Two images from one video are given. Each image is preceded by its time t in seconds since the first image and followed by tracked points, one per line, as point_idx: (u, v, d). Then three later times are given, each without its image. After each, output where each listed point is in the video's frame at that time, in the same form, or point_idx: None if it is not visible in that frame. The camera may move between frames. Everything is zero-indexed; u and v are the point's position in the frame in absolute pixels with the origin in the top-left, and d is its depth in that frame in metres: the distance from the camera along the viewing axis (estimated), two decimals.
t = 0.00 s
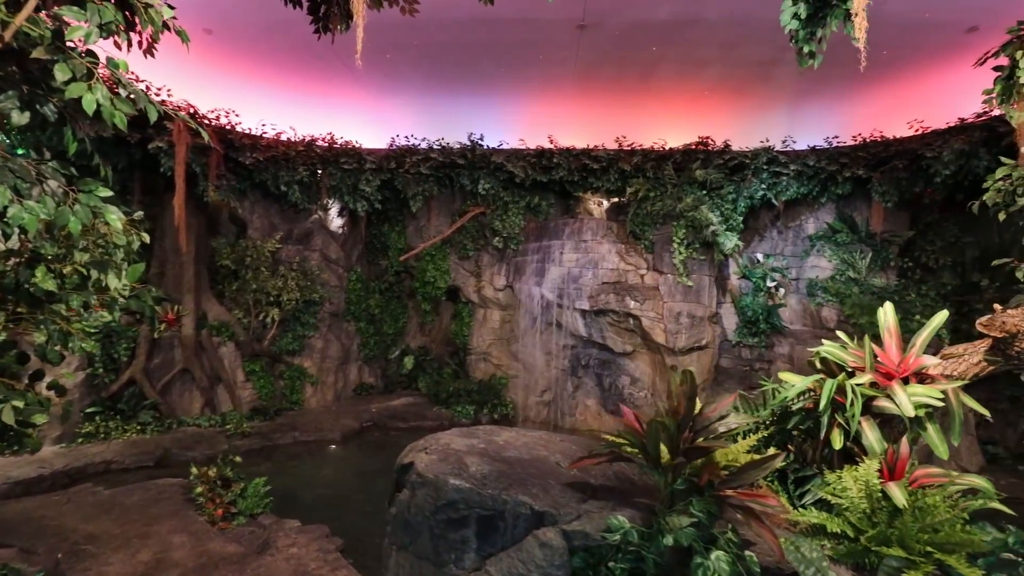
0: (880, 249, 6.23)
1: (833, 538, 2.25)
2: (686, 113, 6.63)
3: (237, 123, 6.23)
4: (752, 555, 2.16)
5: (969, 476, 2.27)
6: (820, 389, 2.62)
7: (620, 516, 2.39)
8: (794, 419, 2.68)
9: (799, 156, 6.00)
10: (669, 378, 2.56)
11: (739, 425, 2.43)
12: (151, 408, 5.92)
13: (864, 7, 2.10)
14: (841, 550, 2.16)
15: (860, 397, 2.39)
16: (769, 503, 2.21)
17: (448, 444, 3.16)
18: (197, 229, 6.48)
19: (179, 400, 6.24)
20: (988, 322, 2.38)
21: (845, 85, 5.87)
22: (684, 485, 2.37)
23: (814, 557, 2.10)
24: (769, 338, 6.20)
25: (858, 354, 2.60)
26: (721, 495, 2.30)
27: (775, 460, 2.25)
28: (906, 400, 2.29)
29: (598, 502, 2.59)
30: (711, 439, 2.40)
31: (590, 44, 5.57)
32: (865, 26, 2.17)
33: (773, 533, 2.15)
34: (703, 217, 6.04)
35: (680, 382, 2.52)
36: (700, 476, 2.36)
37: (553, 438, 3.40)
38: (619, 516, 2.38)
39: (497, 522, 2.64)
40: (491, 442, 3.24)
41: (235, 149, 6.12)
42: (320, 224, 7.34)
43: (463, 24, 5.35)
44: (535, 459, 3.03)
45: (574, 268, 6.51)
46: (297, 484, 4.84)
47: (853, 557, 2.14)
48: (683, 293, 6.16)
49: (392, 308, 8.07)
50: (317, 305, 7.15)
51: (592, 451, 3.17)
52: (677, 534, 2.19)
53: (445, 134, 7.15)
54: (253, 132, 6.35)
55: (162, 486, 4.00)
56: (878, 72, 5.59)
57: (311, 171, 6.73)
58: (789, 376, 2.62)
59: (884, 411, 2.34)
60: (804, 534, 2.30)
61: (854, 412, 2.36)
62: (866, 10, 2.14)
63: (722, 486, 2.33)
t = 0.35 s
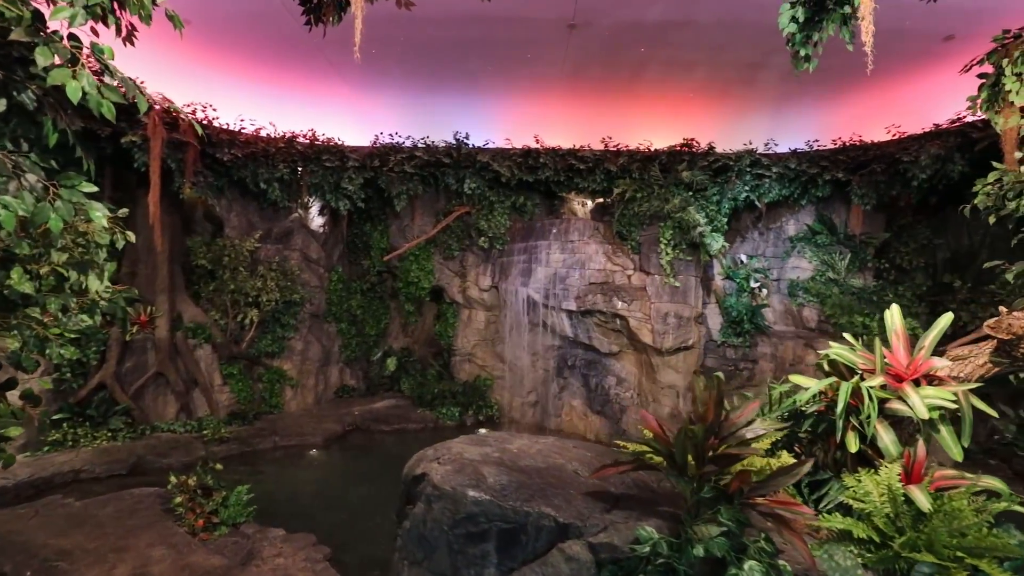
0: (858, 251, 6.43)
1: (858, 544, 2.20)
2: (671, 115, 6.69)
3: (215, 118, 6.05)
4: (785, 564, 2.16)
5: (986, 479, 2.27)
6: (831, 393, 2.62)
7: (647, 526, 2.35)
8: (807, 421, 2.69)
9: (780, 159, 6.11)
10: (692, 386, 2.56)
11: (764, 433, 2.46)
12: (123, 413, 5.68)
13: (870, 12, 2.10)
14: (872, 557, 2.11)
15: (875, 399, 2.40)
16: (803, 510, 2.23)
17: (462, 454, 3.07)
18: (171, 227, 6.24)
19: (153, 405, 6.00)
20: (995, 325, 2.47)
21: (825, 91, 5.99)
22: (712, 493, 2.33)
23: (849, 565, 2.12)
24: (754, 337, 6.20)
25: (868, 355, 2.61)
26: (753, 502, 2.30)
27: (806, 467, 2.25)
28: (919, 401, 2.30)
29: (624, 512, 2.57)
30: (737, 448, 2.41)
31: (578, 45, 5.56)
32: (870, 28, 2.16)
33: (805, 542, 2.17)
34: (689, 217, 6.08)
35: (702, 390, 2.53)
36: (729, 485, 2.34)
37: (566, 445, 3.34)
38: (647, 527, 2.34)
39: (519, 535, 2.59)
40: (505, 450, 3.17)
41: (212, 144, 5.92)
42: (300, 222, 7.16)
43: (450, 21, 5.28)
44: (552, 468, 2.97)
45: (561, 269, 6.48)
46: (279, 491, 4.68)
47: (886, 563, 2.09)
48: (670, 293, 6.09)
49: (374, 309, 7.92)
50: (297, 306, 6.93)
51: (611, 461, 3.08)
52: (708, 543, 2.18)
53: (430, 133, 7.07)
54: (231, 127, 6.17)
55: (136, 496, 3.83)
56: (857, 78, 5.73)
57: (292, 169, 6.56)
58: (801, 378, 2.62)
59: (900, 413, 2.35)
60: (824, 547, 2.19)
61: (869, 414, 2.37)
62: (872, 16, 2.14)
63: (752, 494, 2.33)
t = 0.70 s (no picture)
0: (840, 250, 6.52)
1: (889, 548, 2.19)
2: (658, 113, 6.70)
3: (193, 110, 5.85)
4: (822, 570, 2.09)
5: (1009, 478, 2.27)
6: (845, 391, 2.60)
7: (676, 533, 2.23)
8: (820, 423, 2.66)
9: (766, 158, 6.17)
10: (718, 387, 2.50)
11: (794, 435, 2.25)
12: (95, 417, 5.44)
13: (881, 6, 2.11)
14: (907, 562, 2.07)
15: (892, 397, 2.37)
16: (839, 517, 2.15)
17: (474, 459, 2.96)
18: (146, 223, 6.01)
19: (127, 409, 5.76)
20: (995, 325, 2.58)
21: (810, 91, 6.07)
22: (739, 498, 2.24)
23: (885, 569, 2.11)
24: (740, 335, 6.26)
25: (879, 355, 2.60)
26: (783, 507, 2.22)
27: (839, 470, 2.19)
28: (936, 400, 2.30)
29: (649, 519, 2.45)
30: (767, 451, 2.23)
31: (567, 41, 5.52)
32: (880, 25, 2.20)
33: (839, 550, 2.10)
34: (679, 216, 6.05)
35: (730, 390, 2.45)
36: (758, 489, 2.25)
37: (579, 448, 3.23)
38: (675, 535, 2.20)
39: (542, 545, 2.44)
40: (518, 453, 3.07)
41: (189, 138, 5.71)
42: (282, 219, 6.97)
43: (439, 15, 5.18)
44: (569, 473, 2.84)
45: (549, 267, 6.43)
46: (261, 497, 4.52)
47: (921, 567, 2.05)
48: (659, 292, 6.04)
49: (357, 309, 7.77)
50: (279, 305, 6.71)
51: (630, 466, 2.96)
52: (739, 549, 2.10)
53: (416, 128, 6.96)
54: (210, 120, 5.97)
55: (111, 505, 3.65)
56: (842, 80, 5.80)
57: (273, 163, 6.38)
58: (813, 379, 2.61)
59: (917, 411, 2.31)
60: (855, 550, 2.20)
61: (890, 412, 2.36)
62: (881, 10, 2.15)
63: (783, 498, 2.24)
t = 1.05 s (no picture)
0: (823, 250, 6.61)
1: (920, 557, 2.05)
2: (645, 112, 6.70)
3: (167, 102, 5.63)
4: None
5: None
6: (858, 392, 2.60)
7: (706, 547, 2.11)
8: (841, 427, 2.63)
9: (751, 159, 6.22)
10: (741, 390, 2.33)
11: (823, 441, 2.24)
12: (61, 423, 5.18)
13: (890, 1, 2.08)
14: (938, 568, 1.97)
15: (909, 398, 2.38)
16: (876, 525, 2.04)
17: (485, 470, 2.72)
18: (116, 219, 5.75)
19: (96, 414, 5.50)
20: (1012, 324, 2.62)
21: (794, 92, 6.14)
22: (770, 507, 2.08)
23: None
24: (726, 334, 6.27)
25: (891, 355, 2.62)
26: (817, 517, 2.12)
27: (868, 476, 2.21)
28: (953, 399, 2.29)
29: (675, 531, 2.27)
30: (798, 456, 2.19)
31: (555, 37, 5.46)
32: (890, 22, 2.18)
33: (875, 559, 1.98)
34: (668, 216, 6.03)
35: (757, 395, 2.29)
36: (790, 498, 2.13)
37: (591, 454, 3.02)
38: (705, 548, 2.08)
39: (561, 562, 2.26)
40: (530, 462, 2.84)
41: (163, 131, 5.49)
42: (260, 216, 6.76)
43: (425, 7, 5.06)
44: (585, 482, 2.65)
45: (536, 266, 6.37)
46: (239, 505, 4.33)
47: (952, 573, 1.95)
48: (647, 291, 5.99)
49: (339, 309, 7.59)
50: (257, 305, 6.49)
51: (641, 472, 2.88)
52: (772, 562, 1.96)
53: (400, 125, 6.83)
54: (185, 113, 5.76)
55: (78, 517, 3.45)
56: (825, 82, 5.88)
57: (251, 159, 6.18)
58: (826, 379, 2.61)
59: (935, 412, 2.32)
60: (885, 560, 2.05)
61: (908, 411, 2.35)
62: (890, 5, 2.12)
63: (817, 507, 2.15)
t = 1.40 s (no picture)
0: (803, 250, 6.68)
1: (949, 567, 1.94)
2: (629, 112, 6.68)
3: (136, 93, 5.40)
4: None
5: None
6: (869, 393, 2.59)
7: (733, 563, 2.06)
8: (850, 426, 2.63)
9: (734, 159, 6.26)
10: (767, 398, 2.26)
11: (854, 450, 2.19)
12: (21, 432, 4.89)
13: None
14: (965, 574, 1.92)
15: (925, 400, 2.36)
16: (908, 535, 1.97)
17: (492, 484, 2.65)
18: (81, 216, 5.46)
19: (59, 421, 5.22)
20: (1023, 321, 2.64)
21: (777, 94, 6.20)
22: (797, 520, 2.00)
23: None
24: (711, 334, 6.29)
25: (900, 356, 2.59)
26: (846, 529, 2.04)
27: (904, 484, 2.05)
28: (967, 403, 2.27)
29: (700, 548, 2.22)
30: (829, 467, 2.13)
31: (541, 33, 5.38)
32: (896, 19, 2.16)
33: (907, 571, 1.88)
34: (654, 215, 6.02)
35: (783, 402, 2.23)
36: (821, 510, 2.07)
37: (602, 464, 2.99)
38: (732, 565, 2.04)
39: None
40: (539, 474, 2.81)
41: (132, 124, 5.24)
42: (235, 214, 6.52)
43: None
44: (599, 496, 2.58)
45: (521, 266, 6.29)
46: (214, 516, 4.13)
47: None
48: (634, 291, 5.97)
49: (317, 309, 7.39)
50: (233, 305, 6.26)
51: (636, 476, 2.82)
52: None
53: (382, 120, 6.67)
54: (156, 105, 5.52)
55: (40, 531, 3.24)
56: (806, 84, 5.95)
57: (226, 153, 5.95)
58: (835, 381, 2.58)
59: (950, 414, 2.29)
60: (914, 572, 1.93)
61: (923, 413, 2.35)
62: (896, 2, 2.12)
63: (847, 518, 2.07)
